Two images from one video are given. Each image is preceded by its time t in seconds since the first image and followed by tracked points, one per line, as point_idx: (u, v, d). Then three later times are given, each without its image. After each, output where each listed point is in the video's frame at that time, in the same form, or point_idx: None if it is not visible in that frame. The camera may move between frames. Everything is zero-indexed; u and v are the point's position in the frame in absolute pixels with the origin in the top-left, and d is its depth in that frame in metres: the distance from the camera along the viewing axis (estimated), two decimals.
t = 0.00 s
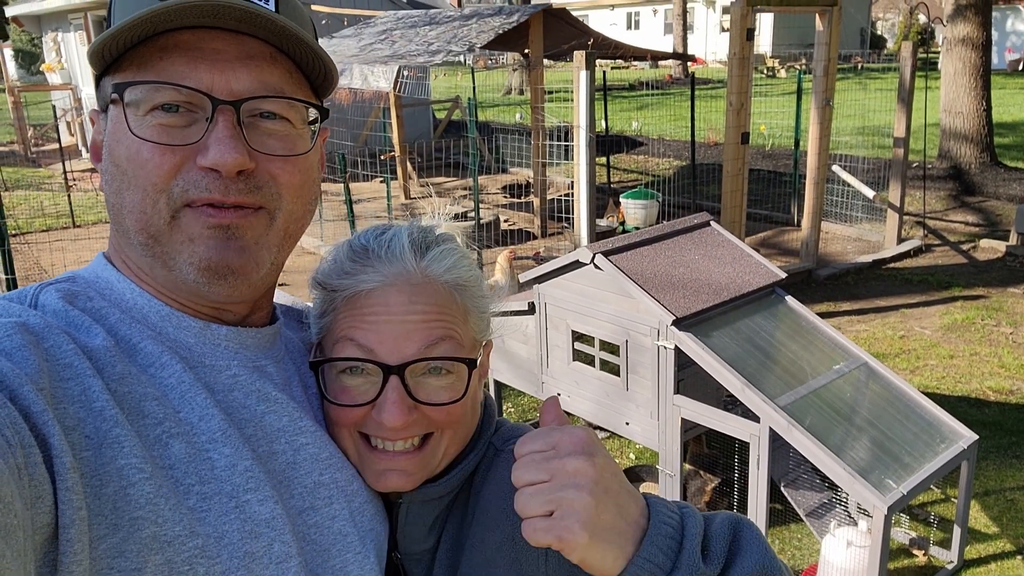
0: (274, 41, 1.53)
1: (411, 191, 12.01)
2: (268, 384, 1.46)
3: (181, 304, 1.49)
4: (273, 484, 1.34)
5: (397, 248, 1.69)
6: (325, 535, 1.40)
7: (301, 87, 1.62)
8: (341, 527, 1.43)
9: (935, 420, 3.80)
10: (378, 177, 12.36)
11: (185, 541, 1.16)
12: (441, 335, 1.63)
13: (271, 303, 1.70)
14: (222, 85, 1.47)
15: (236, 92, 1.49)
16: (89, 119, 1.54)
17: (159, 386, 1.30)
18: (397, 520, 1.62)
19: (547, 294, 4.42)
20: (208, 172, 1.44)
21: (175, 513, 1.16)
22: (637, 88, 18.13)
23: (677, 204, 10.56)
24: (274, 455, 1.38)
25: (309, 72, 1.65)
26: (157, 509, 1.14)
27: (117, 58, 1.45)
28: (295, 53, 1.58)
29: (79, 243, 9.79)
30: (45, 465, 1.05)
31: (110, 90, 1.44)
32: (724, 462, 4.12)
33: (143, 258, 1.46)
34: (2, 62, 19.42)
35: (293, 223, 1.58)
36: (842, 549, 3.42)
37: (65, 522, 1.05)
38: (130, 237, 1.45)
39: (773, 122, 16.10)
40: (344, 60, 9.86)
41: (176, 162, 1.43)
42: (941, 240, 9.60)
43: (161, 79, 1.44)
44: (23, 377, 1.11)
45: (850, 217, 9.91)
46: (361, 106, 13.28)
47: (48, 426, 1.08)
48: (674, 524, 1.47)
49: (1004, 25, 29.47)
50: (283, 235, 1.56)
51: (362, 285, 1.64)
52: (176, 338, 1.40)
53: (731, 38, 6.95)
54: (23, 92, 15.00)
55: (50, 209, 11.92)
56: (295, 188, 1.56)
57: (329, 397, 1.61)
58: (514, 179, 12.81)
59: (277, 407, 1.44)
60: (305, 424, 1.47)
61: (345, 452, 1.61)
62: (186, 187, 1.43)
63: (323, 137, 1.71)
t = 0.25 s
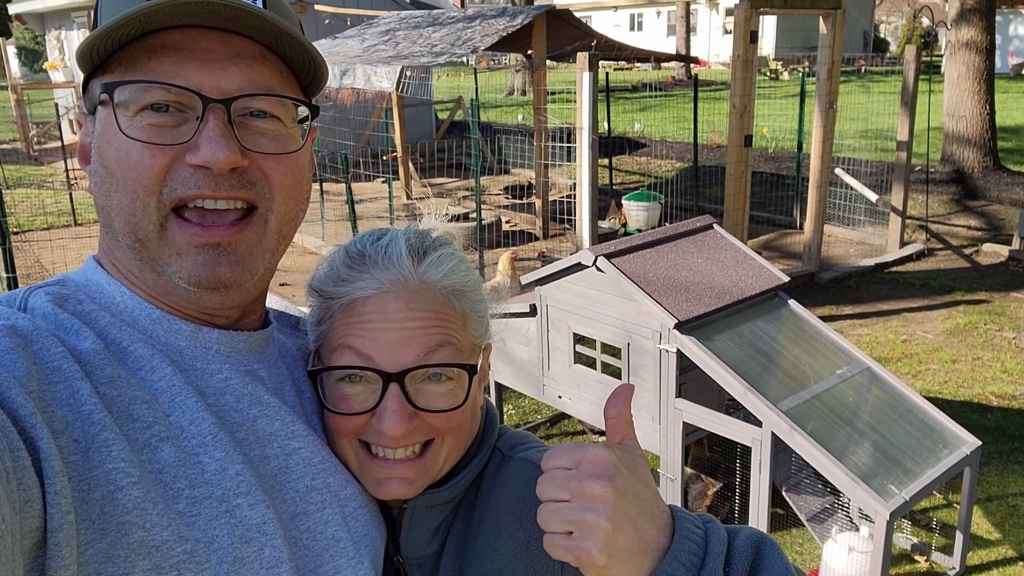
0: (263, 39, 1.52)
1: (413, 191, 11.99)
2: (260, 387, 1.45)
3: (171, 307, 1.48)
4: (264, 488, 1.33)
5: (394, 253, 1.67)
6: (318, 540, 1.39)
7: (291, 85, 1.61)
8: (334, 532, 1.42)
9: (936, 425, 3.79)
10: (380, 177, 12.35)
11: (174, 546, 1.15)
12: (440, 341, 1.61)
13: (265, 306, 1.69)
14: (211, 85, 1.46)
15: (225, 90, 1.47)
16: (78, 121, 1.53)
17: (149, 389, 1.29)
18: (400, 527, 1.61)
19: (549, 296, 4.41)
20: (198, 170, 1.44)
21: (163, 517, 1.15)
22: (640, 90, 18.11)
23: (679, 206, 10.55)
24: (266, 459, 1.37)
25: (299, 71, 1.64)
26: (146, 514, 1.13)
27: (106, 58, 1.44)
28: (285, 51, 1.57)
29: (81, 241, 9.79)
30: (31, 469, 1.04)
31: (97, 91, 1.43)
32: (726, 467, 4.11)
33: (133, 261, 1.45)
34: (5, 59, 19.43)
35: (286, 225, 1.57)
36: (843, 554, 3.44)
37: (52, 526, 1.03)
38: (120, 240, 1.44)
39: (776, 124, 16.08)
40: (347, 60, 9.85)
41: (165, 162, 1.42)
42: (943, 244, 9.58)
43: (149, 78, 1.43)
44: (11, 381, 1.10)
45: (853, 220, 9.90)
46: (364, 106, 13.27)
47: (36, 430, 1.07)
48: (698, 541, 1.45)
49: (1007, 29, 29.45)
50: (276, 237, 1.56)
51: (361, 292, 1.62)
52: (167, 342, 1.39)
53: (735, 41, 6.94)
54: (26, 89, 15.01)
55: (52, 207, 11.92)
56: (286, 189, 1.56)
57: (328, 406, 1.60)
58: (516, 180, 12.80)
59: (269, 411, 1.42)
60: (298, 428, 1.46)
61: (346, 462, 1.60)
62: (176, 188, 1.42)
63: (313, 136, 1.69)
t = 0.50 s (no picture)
0: (264, 32, 1.52)
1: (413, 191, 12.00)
2: (261, 380, 1.45)
3: (173, 298, 1.48)
4: (265, 480, 1.33)
5: (394, 244, 1.67)
6: (319, 531, 1.39)
7: (292, 78, 1.60)
8: (334, 524, 1.42)
9: (936, 427, 3.79)
10: (382, 177, 12.35)
11: (176, 537, 1.15)
12: (439, 331, 1.61)
13: (265, 298, 1.69)
14: (213, 77, 1.46)
15: (228, 83, 1.47)
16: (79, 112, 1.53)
17: (151, 381, 1.29)
18: (397, 520, 1.61)
19: (549, 296, 4.41)
20: (201, 163, 1.44)
21: (166, 508, 1.15)
22: (641, 92, 18.12)
23: (680, 208, 10.55)
24: (267, 451, 1.37)
25: (300, 63, 1.64)
26: (149, 505, 1.13)
27: (107, 51, 1.44)
28: (286, 44, 1.57)
29: (81, 238, 9.80)
30: (35, 459, 1.05)
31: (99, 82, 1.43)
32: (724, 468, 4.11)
33: (136, 253, 1.45)
34: (8, 56, 19.46)
35: (288, 216, 1.58)
36: (841, 557, 3.43)
37: (56, 516, 1.04)
38: (122, 232, 1.44)
39: (778, 127, 16.09)
40: (349, 59, 9.86)
41: (167, 154, 1.42)
42: (944, 248, 9.57)
43: (151, 70, 1.43)
44: (15, 372, 1.10)
45: (854, 224, 9.90)
46: (365, 106, 13.29)
47: (39, 421, 1.07)
48: (695, 532, 1.45)
49: (1009, 34, 29.45)
50: (278, 227, 1.56)
51: (362, 282, 1.62)
52: (168, 333, 1.39)
53: (736, 43, 6.95)
54: (28, 87, 15.03)
55: (53, 204, 11.93)
56: (288, 181, 1.56)
57: (326, 394, 1.60)
58: (517, 181, 12.81)
59: (270, 403, 1.42)
60: (298, 421, 1.46)
61: (343, 451, 1.59)
62: (178, 179, 1.42)
63: (314, 128, 1.69)
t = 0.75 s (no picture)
0: (268, 31, 1.51)
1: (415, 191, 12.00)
2: (259, 378, 1.45)
3: (173, 296, 1.48)
4: (262, 478, 1.33)
5: (392, 240, 1.67)
6: (316, 531, 1.39)
7: (296, 78, 1.60)
8: (331, 523, 1.42)
9: (936, 431, 3.78)
10: (383, 177, 12.36)
11: (172, 534, 1.15)
12: (435, 326, 1.61)
13: (265, 296, 1.69)
14: (215, 76, 1.46)
15: (230, 83, 1.47)
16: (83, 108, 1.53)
17: (149, 378, 1.28)
18: (395, 518, 1.60)
19: (549, 296, 4.40)
20: (202, 164, 1.43)
21: (162, 506, 1.15)
22: (644, 93, 18.12)
23: (681, 209, 10.54)
24: (265, 450, 1.37)
25: (304, 63, 1.63)
26: (144, 502, 1.13)
27: (110, 47, 1.44)
28: (290, 45, 1.56)
29: (83, 236, 9.81)
30: (32, 455, 1.04)
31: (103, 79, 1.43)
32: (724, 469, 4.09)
33: (137, 250, 1.45)
34: (11, 53, 19.50)
35: (288, 216, 1.57)
36: (840, 559, 3.43)
37: (52, 513, 1.03)
38: (124, 229, 1.44)
39: (780, 128, 16.08)
40: (351, 58, 9.86)
41: (170, 153, 1.42)
42: (946, 251, 9.56)
43: (153, 68, 1.43)
44: (13, 367, 1.10)
45: (855, 225, 9.90)
46: (367, 106, 13.30)
47: (37, 417, 1.07)
48: None
49: (1013, 36, 29.41)
50: (277, 226, 1.55)
51: (359, 276, 1.63)
52: (167, 330, 1.39)
53: (738, 44, 6.94)
54: (31, 85, 15.06)
55: (55, 202, 11.95)
56: (289, 181, 1.55)
57: (323, 389, 1.61)
58: (519, 181, 12.81)
59: (269, 402, 1.42)
60: (297, 419, 1.46)
61: (339, 445, 1.60)
62: (178, 179, 1.41)
63: (318, 128, 1.69)
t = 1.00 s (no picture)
0: (282, 28, 1.53)
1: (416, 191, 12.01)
2: (264, 375, 1.45)
3: (180, 291, 1.47)
4: (266, 476, 1.33)
5: (401, 227, 1.69)
6: (319, 529, 1.39)
7: (308, 76, 1.62)
8: (335, 521, 1.42)
9: (937, 430, 3.77)
10: (384, 177, 12.37)
11: (174, 530, 1.15)
12: (440, 310, 1.62)
13: (271, 293, 1.69)
14: (230, 72, 1.47)
15: (244, 78, 1.48)
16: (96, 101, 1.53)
17: (154, 373, 1.29)
18: (397, 516, 1.58)
19: (549, 295, 4.40)
20: (218, 160, 1.43)
21: (164, 501, 1.15)
22: (645, 93, 18.13)
23: (682, 209, 10.54)
24: (269, 447, 1.37)
25: (317, 60, 1.66)
26: (147, 496, 1.13)
27: (127, 39, 1.45)
28: (304, 42, 1.59)
29: (84, 236, 9.83)
30: (38, 446, 1.05)
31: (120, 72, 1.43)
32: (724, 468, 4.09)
33: (147, 245, 1.44)
34: (12, 54, 19.53)
35: (295, 215, 1.56)
36: (840, 558, 3.43)
37: (56, 504, 1.04)
38: (136, 223, 1.43)
39: (781, 129, 16.08)
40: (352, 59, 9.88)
41: (188, 149, 1.42)
42: (947, 250, 9.56)
43: (169, 62, 1.44)
44: (18, 359, 1.10)
45: (857, 225, 9.89)
46: (369, 106, 13.32)
47: (42, 410, 1.07)
48: None
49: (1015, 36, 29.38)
50: (285, 224, 1.54)
51: (367, 260, 1.64)
52: (173, 326, 1.39)
53: (740, 44, 6.94)
54: (32, 85, 15.09)
55: (56, 202, 11.97)
56: (297, 179, 1.55)
57: (329, 371, 1.62)
58: (520, 181, 12.83)
59: (273, 399, 1.43)
60: (300, 416, 1.46)
61: (341, 429, 1.59)
62: (194, 178, 1.41)
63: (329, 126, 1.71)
